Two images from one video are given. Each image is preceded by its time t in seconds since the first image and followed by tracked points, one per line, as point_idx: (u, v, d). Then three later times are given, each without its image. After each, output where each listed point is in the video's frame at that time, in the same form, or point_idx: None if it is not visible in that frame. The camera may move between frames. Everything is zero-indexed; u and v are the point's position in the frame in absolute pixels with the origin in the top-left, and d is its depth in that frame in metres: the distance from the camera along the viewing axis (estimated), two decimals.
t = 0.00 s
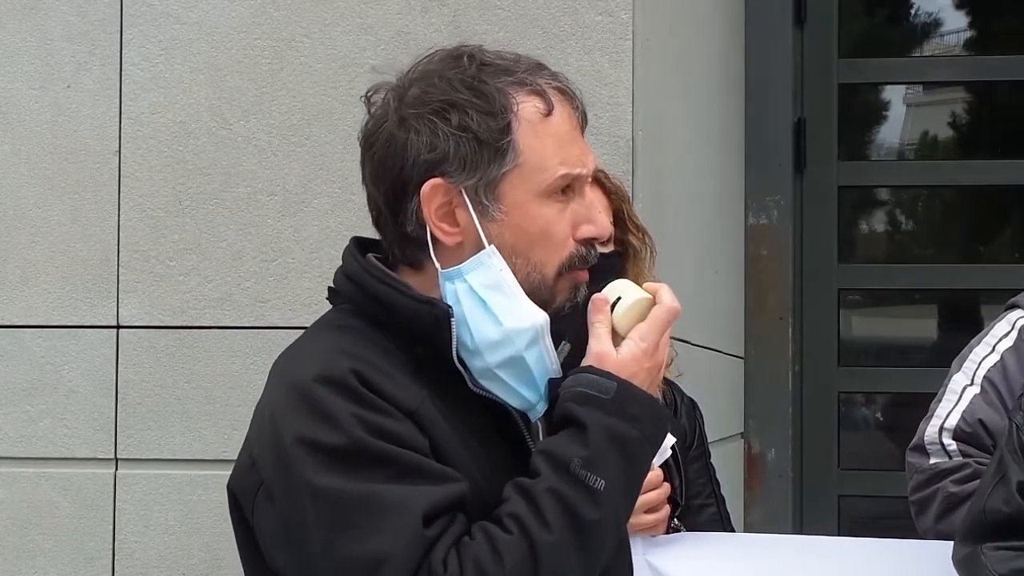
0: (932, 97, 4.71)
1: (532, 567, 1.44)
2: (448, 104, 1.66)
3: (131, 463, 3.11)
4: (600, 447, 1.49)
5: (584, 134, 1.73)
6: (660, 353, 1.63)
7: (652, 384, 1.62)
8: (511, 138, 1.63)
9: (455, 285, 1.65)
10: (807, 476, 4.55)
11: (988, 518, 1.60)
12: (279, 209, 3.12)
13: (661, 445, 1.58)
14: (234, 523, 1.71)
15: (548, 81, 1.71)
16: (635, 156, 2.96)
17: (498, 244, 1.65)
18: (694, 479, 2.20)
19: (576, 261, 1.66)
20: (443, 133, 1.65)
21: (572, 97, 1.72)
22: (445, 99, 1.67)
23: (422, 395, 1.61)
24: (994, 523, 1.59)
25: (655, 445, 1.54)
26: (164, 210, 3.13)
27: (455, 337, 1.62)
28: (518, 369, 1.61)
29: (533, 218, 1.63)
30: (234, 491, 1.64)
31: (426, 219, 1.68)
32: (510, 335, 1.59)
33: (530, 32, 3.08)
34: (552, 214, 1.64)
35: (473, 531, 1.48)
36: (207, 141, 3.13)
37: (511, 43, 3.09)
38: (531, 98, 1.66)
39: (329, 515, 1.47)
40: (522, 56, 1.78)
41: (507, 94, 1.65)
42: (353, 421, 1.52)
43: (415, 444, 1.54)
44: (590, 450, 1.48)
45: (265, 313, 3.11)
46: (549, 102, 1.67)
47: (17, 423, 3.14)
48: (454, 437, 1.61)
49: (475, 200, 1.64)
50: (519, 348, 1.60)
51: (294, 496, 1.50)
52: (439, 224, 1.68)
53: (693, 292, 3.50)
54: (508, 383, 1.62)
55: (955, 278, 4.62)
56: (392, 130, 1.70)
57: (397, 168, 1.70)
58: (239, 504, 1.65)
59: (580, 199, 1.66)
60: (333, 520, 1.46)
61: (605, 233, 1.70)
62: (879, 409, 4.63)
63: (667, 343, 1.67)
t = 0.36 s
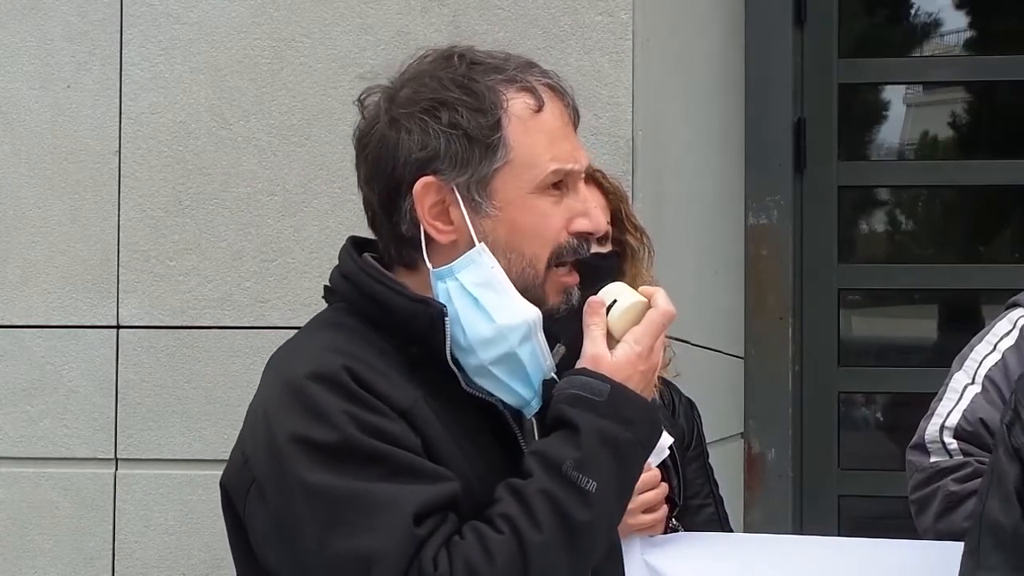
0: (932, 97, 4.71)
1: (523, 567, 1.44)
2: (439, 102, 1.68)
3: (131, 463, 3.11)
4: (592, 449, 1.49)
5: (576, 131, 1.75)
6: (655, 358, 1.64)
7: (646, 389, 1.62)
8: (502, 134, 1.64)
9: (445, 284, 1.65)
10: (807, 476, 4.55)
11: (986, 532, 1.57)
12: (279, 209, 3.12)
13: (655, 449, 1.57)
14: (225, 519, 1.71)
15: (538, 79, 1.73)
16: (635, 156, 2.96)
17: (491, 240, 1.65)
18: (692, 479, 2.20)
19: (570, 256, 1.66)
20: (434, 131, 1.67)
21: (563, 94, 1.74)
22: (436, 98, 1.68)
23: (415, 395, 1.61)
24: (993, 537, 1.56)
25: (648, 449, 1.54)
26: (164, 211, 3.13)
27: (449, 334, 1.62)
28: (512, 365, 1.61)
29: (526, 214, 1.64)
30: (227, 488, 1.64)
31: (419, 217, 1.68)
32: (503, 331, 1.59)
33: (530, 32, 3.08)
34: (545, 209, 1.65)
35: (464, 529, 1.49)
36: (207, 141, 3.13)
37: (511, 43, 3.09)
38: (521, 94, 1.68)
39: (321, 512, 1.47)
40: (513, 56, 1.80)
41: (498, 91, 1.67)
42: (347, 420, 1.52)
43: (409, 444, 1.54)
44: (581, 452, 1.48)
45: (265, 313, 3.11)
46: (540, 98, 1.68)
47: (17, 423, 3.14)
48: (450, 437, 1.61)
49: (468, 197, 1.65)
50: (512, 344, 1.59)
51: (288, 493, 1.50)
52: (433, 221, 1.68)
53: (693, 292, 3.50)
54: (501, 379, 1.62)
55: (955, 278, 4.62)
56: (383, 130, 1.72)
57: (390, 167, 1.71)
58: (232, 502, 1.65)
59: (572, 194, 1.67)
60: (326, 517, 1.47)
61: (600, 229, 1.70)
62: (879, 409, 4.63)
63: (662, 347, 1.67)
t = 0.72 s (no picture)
0: (932, 97, 4.71)
1: (517, 554, 1.43)
2: (430, 104, 1.69)
3: (131, 463, 3.11)
4: (586, 436, 1.49)
5: (569, 127, 1.74)
6: (652, 346, 1.63)
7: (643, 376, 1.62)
8: (492, 132, 1.64)
9: (446, 277, 1.66)
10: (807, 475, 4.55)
11: (986, 538, 1.48)
12: (278, 209, 3.12)
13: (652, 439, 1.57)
14: (232, 517, 1.72)
15: (529, 76, 1.73)
16: (635, 156, 2.96)
17: (486, 237, 1.66)
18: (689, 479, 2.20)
19: (564, 252, 1.66)
20: (424, 131, 1.68)
21: (554, 91, 1.74)
22: (425, 99, 1.70)
23: (412, 387, 1.61)
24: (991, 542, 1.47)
25: (644, 437, 1.54)
26: (163, 211, 3.13)
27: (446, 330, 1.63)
28: (509, 359, 1.62)
29: (518, 211, 1.64)
30: (231, 486, 1.64)
31: (414, 217, 1.69)
32: (499, 325, 1.60)
33: (530, 32, 3.08)
34: (537, 205, 1.65)
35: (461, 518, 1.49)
36: (207, 141, 3.13)
37: (511, 43, 3.08)
38: (511, 92, 1.68)
39: (319, 503, 1.47)
40: (505, 55, 1.80)
41: (487, 90, 1.67)
42: (344, 411, 1.51)
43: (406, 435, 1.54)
44: (575, 439, 1.48)
45: (265, 312, 3.11)
46: (530, 96, 1.68)
47: (17, 423, 3.14)
48: (447, 431, 1.61)
49: (461, 196, 1.66)
50: (508, 338, 1.60)
51: (286, 486, 1.50)
52: (427, 221, 1.69)
53: (694, 292, 3.50)
54: (499, 373, 1.63)
55: (955, 278, 4.62)
56: (376, 132, 1.74)
57: (383, 168, 1.73)
58: (236, 500, 1.66)
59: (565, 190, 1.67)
60: (323, 508, 1.46)
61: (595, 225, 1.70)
62: (879, 408, 4.63)
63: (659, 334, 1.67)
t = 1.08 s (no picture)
0: (932, 97, 4.71)
1: (533, 546, 1.43)
2: (436, 104, 1.68)
3: (131, 463, 3.11)
4: (600, 429, 1.49)
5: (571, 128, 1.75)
6: (662, 342, 1.63)
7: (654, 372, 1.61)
8: (500, 133, 1.64)
9: (453, 278, 1.66)
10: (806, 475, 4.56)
11: (978, 530, 1.43)
12: (278, 208, 3.12)
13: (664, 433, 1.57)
14: (243, 518, 1.72)
15: (532, 77, 1.72)
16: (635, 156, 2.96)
17: (493, 237, 1.66)
18: (687, 478, 2.19)
19: (571, 253, 1.67)
20: (432, 133, 1.67)
21: (558, 91, 1.74)
22: (432, 100, 1.68)
23: (422, 383, 1.61)
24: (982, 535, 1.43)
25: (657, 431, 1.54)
26: (164, 210, 3.13)
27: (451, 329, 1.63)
28: (516, 358, 1.63)
29: (526, 212, 1.65)
30: (242, 486, 1.64)
31: (421, 217, 1.69)
32: (507, 324, 1.60)
33: (530, 32, 3.08)
34: (545, 206, 1.65)
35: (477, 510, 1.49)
36: (207, 141, 3.13)
37: (511, 43, 3.08)
38: (517, 93, 1.68)
39: (329, 497, 1.47)
40: (507, 54, 1.80)
41: (494, 91, 1.67)
42: (352, 406, 1.52)
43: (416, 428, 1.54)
44: (589, 431, 1.48)
45: (265, 312, 3.11)
46: (535, 96, 1.68)
47: (17, 423, 3.14)
48: (460, 427, 1.61)
49: (468, 198, 1.65)
50: (516, 337, 1.61)
51: (297, 482, 1.50)
52: (435, 220, 1.69)
53: (693, 292, 3.50)
54: (507, 372, 1.63)
55: (955, 277, 4.62)
56: (382, 132, 1.72)
57: (389, 169, 1.72)
58: (248, 500, 1.66)
59: (570, 191, 1.67)
60: (333, 502, 1.46)
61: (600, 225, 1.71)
62: (879, 408, 4.64)
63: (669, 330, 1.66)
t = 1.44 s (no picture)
0: (932, 97, 4.71)
1: (549, 550, 1.46)
2: (461, 107, 1.71)
3: (131, 463, 3.11)
4: (615, 434, 1.52)
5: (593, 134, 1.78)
6: (675, 347, 1.67)
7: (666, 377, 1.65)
8: (524, 139, 1.67)
9: (469, 282, 1.70)
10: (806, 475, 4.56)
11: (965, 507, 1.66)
12: (278, 208, 3.12)
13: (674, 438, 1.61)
14: (256, 516, 1.75)
15: (558, 83, 1.75)
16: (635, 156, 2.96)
17: (511, 243, 1.70)
18: (687, 478, 2.16)
19: (588, 260, 1.71)
20: (457, 135, 1.70)
21: (583, 98, 1.77)
22: (458, 103, 1.71)
23: (436, 385, 1.65)
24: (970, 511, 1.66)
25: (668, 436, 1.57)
26: (164, 210, 3.13)
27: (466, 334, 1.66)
28: (531, 364, 1.65)
29: (547, 219, 1.68)
30: (256, 485, 1.67)
31: (441, 219, 1.72)
32: (523, 331, 1.63)
33: (530, 32, 3.08)
34: (565, 214, 1.69)
35: (492, 513, 1.52)
36: (207, 141, 3.13)
37: (511, 43, 3.08)
38: (542, 99, 1.71)
39: (344, 498, 1.50)
40: (533, 59, 1.83)
41: (519, 96, 1.70)
42: (368, 408, 1.55)
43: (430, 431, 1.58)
44: (604, 437, 1.51)
45: (265, 312, 3.11)
46: (560, 103, 1.71)
47: (17, 423, 3.14)
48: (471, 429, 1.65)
49: (490, 202, 1.69)
50: (531, 344, 1.63)
51: (313, 483, 1.53)
52: (455, 223, 1.72)
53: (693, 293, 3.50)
54: (522, 378, 1.66)
55: (954, 277, 4.63)
56: (407, 133, 1.75)
57: (412, 170, 1.75)
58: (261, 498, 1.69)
59: (590, 199, 1.71)
60: (349, 504, 1.50)
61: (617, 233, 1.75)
62: (879, 408, 4.64)
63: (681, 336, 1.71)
